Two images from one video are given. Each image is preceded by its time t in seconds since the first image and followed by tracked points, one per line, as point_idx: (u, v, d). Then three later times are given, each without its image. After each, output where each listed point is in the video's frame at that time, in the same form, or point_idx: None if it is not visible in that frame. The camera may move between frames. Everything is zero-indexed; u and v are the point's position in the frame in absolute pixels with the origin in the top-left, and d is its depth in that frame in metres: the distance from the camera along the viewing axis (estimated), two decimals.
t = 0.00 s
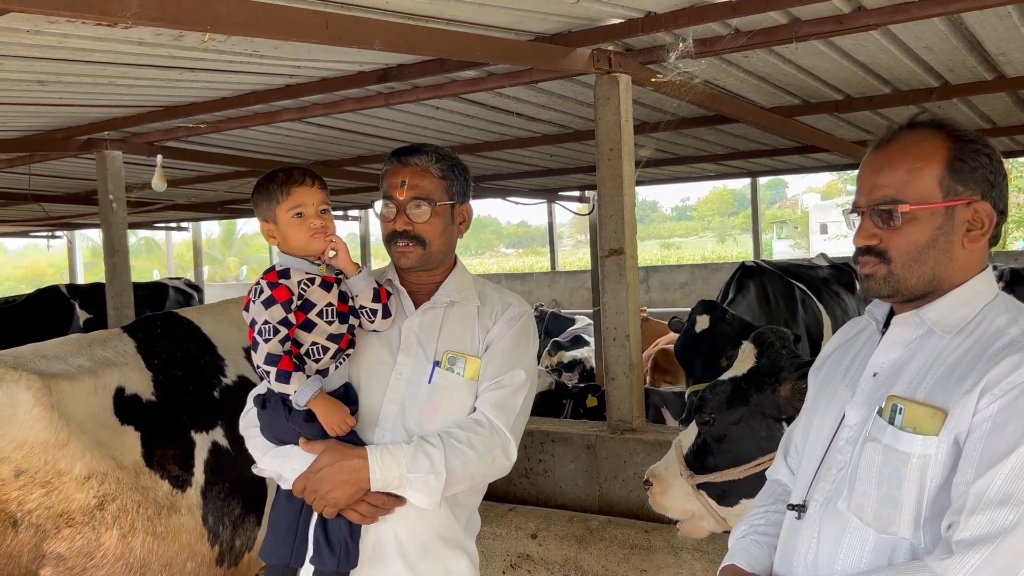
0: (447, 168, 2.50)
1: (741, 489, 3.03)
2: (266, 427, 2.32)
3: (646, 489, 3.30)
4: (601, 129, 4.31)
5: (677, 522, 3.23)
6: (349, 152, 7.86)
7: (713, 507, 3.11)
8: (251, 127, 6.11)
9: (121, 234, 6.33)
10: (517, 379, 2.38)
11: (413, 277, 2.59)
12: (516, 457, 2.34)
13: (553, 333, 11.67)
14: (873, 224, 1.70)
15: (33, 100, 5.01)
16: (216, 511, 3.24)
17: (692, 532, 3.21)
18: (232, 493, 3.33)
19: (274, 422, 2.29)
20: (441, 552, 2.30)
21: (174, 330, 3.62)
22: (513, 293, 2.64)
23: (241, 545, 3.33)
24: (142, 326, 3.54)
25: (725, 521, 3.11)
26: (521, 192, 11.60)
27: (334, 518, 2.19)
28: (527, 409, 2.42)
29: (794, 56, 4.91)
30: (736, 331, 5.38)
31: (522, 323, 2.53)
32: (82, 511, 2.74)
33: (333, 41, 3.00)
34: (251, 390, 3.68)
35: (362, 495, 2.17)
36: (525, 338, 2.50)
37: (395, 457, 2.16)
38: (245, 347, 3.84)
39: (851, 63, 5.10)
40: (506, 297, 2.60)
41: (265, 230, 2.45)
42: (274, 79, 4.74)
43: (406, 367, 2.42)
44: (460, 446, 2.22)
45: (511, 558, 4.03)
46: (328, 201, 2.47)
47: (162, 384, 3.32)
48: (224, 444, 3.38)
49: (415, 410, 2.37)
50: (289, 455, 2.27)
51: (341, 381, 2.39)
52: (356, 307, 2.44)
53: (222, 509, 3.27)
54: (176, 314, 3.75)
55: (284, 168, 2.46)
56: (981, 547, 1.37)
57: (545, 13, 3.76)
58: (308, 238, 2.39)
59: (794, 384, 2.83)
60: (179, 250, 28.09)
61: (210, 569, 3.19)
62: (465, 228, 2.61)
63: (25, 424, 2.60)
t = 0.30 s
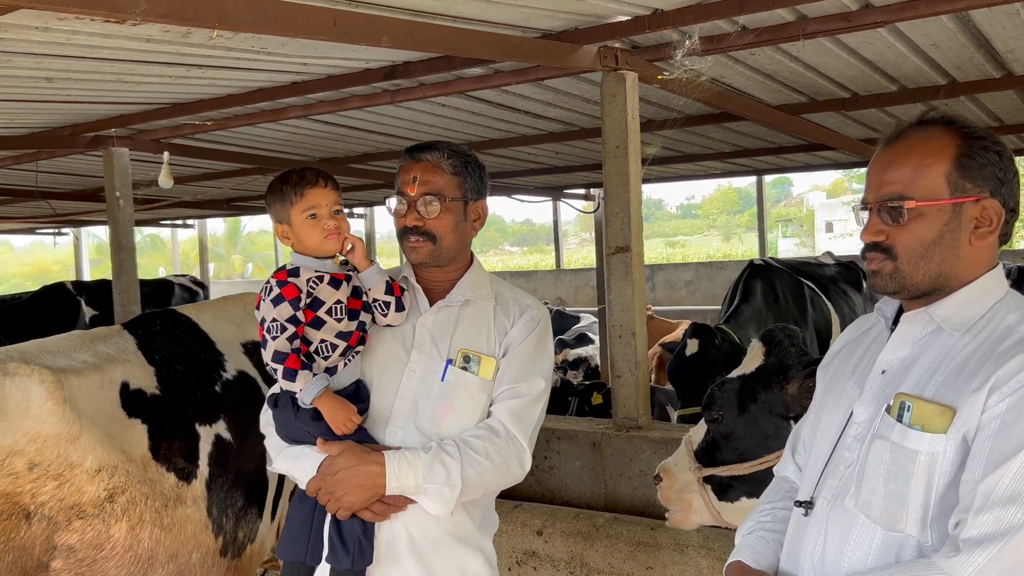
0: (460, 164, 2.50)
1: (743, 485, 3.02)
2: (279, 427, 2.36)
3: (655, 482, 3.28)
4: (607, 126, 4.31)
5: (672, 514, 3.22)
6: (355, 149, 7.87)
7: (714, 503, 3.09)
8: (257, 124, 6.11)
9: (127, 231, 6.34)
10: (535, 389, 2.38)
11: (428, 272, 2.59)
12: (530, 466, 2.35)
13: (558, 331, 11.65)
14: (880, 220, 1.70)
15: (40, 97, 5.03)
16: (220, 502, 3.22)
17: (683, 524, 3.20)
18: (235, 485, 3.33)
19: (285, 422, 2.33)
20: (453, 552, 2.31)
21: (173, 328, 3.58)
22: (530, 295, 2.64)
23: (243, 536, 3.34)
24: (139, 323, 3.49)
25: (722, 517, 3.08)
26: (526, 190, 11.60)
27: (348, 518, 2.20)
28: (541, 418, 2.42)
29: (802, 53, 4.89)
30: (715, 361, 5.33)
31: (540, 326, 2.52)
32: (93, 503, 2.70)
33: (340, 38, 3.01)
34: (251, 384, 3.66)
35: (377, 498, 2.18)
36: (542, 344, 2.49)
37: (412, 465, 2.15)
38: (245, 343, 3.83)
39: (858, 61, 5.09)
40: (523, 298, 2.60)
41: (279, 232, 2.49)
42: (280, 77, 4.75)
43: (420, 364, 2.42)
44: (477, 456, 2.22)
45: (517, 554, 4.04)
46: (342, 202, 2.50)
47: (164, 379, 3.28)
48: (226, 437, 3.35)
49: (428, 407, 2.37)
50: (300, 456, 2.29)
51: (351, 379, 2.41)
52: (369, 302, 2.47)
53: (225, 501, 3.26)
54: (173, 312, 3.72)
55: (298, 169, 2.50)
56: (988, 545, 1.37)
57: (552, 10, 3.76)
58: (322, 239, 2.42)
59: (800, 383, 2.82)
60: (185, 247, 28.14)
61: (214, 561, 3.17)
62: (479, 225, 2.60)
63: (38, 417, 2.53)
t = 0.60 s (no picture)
0: (459, 153, 2.51)
1: (751, 482, 2.99)
2: (298, 425, 2.41)
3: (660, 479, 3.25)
4: (615, 123, 4.32)
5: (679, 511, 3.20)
6: (362, 146, 7.88)
7: (721, 499, 3.06)
8: (264, 121, 6.12)
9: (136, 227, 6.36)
10: (553, 389, 2.38)
11: (445, 265, 2.60)
12: (545, 467, 2.36)
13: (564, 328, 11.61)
14: (893, 217, 1.69)
15: (49, 94, 5.05)
16: (223, 495, 3.24)
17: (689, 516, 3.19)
18: (239, 479, 3.35)
19: (301, 421, 2.38)
20: (469, 547, 2.32)
21: (175, 325, 3.58)
22: (549, 292, 2.63)
23: (246, 529, 3.36)
24: (141, 319, 3.49)
25: (731, 512, 3.06)
26: (532, 187, 11.61)
27: (364, 515, 2.21)
28: (558, 419, 2.42)
29: (809, 50, 4.89)
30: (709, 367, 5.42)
31: (559, 324, 2.51)
32: (104, 496, 2.72)
33: (349, 35, 3.02)
34: (252, 378, 3.67)
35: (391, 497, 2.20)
36: (561, 343, 2.48)
37: (424, 466, 2.16)
38: (245, 339, 3.84)
39: (866, 57, 5.08)
40: (542, 295, 2.59)
41: (291, 232, 2.54)
42: (288, 73, 4.76)
43: (435, 358, 2.42)
44: (491, 456, 2.23)
45: (524, 550, 4.05)
46: (351, 204, 2.53)
47: (168, 374, 3.29)
48: (231, 431, 3.37)
49: (443, 403, 2.37)
50: (317, 454, 2.36)
51: (362, 376, 2.42)
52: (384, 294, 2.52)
53: (228, 493, 3.27)
54: (174, 309, 3.72)
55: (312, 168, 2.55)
56: (997, 542, 1.37)
57: (560, 6, 3.76)
58: (329, 243, 2.47)
59: (809, 379, 2.85)
60: (191, 244, 28.21)
61: (218, 552, 3.19)
62: (485, 214, 2.52)
63: (53, 412, 2.55)
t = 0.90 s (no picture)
0: (460, 143, 2.50)
1: (759, 479, 2.99)
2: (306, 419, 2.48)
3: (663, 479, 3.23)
4: (621, 119, 4.31)
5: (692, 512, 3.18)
6: (368, 143, 7.89)
7: (731, 497, 3.06)
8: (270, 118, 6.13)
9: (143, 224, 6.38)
10: (555, 387, 2.33)
11: (454, 258, 2.58)
12: (547, 466, 2.31)
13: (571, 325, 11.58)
14: (903, 213, 1.69)
15: (57, 92, 5.07)
16: (228, 489, 3.25)
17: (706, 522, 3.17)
18: (242, 473, 3.37)
19: (309, 416, 2.45)
20: (472, 543, 2.32)
21: (177, 321, 3.58)
22: (562, 285, 2.57)
23: (249, 522, 3.38)
24: (142, 316, 3.50)
25: (742, 510, 3.06)
26: (539, 184, 11.59)
27: (364, 509, 2.27)
28: (561, 418, 2.36)
29: (816, 45, 4.87)
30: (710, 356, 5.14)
31: (563, 318, 2.44)
32: (113, 490, 2.73)
33: (355, 31, 3.02)
34: (255, 374, 3.68)
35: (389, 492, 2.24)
36: (566, 340, 2.42)
37: (417, 463, 2.19)
38: (245, 335, 3.84)
39: (873, 52, 5.06)
40: (552, 288, 2.53)
41: (303, 225, 2.59)
42: (295, 70, 4.76)
43: (437, 353, 2.43)
44: (486, 454, 2.21)
45: (531, 546, 4.06)
46: (362, 206, 2.55)
47: (173, 369, 3.30)
48: (234, 426, 3.39)
49: (441, 398, 2.38)
50: (321, 449, 2.42)
51: (367, 370, 2.48)
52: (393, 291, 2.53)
53: (232, 487, 3.29)
54: (174, 305, 3.72)
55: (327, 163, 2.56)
56: (1007, 540, 1.36)
57: (565, 2, 3.76)
58: (334, 243, 2.50)
59: (814, 376, 2.83)
60: (198, 241, 28.27)
61: (222, 546, 3.21)
62: (485, 202, 2.49)
63: (64, 407, 2.57)
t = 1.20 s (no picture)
0: (477, 139, 2.49)
1: (761, 478, 2.99)
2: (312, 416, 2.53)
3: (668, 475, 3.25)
4: (626, 117, 4.32)
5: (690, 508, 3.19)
6: (373, 141, 7.89)
7: (731, 495, 3.06)
8: (276, 116, 6.14)
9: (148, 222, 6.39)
10: (551, 387, 2.30)
11: (460, 258, 2.59)
12: (542, 467, 2.29)
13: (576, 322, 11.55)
14: (910, 212, 1.68)
15: (63, 90, 5.08)
16: (233, 485, 3.26)
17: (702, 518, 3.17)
18: (246, 469, 3.37)
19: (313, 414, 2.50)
20: (472, 542, 2.31)
21: (177, 319, 3.58)
22: (565, 283, 2.54)
23: (253, 518, 3.39)
24: (140, 314, 3.49)
25: (741, 510, 3.04)
26: (544, 181, 11.58)
27: (361, 507, 2.30)
28: (560, 420, 2.33)
29: (822, 43, 4.86)
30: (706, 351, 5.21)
31: (563, 318, 2.41)
32: (123, 486, 2.73)
33: (361, 29, 3.02)
34: (258, 372, 3.69)
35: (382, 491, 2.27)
36: (565, 340, 2.39)
37: (406, 462, 2.20)
38: (245, 333, 3.84)
39: (879, 49, 5.04)
40: (554, 287, 2.50)
41: (307, 227, 2.65)
42: (301, 68, 4.77)
43: (435, 353, 2.43)
44: (478, 455, 2.20)
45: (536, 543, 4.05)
46: (363, 210, 2.59)
47: (178, 367, 3.30)
48: (239, 423, 3.40)
49: (437, 399, 2.38)
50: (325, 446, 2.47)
51: (366, 370, 2.52)
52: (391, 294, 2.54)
53: (237, 483, 3.30)
54: (176, 304, 3.72)
55: (329, 165, 2.59)
56: (1016, 539, 1.35)
57: None
58: (334, 247, 2.55)
59: (818, 374, 2.79)
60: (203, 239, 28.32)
61: (228, 542, 3.22)
62: (507, 201, 2.52)
63: (76, 404, 2.56)
